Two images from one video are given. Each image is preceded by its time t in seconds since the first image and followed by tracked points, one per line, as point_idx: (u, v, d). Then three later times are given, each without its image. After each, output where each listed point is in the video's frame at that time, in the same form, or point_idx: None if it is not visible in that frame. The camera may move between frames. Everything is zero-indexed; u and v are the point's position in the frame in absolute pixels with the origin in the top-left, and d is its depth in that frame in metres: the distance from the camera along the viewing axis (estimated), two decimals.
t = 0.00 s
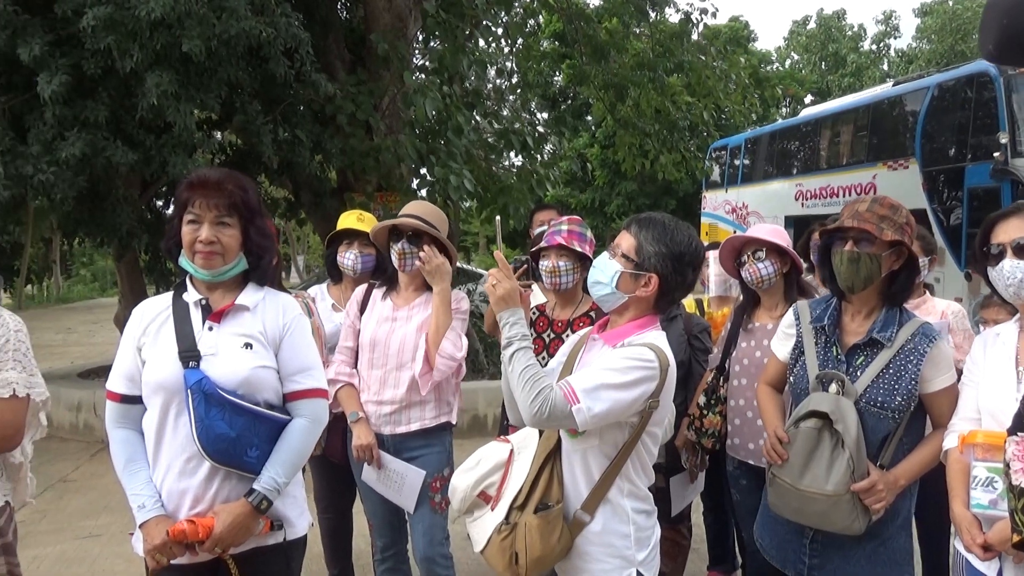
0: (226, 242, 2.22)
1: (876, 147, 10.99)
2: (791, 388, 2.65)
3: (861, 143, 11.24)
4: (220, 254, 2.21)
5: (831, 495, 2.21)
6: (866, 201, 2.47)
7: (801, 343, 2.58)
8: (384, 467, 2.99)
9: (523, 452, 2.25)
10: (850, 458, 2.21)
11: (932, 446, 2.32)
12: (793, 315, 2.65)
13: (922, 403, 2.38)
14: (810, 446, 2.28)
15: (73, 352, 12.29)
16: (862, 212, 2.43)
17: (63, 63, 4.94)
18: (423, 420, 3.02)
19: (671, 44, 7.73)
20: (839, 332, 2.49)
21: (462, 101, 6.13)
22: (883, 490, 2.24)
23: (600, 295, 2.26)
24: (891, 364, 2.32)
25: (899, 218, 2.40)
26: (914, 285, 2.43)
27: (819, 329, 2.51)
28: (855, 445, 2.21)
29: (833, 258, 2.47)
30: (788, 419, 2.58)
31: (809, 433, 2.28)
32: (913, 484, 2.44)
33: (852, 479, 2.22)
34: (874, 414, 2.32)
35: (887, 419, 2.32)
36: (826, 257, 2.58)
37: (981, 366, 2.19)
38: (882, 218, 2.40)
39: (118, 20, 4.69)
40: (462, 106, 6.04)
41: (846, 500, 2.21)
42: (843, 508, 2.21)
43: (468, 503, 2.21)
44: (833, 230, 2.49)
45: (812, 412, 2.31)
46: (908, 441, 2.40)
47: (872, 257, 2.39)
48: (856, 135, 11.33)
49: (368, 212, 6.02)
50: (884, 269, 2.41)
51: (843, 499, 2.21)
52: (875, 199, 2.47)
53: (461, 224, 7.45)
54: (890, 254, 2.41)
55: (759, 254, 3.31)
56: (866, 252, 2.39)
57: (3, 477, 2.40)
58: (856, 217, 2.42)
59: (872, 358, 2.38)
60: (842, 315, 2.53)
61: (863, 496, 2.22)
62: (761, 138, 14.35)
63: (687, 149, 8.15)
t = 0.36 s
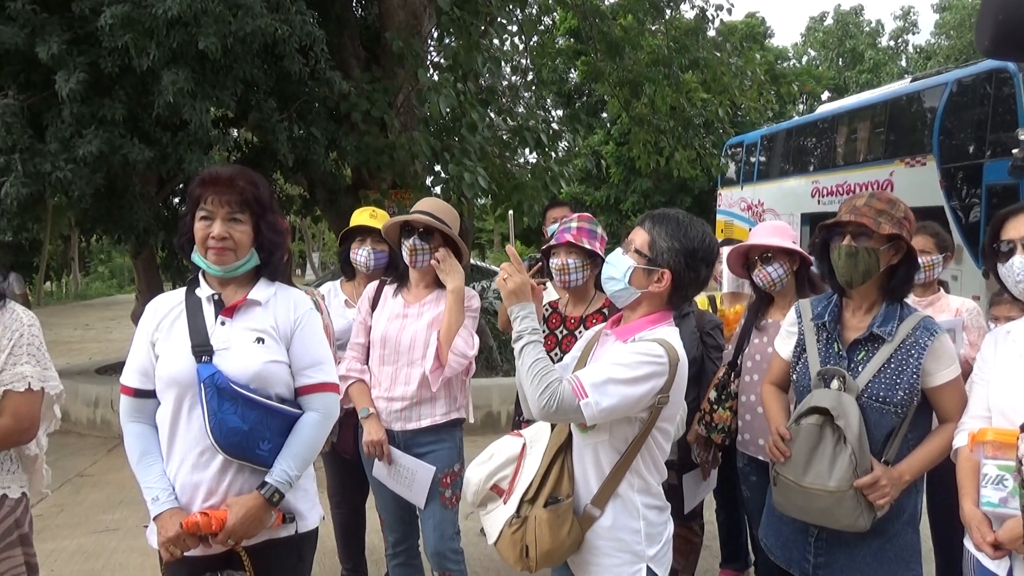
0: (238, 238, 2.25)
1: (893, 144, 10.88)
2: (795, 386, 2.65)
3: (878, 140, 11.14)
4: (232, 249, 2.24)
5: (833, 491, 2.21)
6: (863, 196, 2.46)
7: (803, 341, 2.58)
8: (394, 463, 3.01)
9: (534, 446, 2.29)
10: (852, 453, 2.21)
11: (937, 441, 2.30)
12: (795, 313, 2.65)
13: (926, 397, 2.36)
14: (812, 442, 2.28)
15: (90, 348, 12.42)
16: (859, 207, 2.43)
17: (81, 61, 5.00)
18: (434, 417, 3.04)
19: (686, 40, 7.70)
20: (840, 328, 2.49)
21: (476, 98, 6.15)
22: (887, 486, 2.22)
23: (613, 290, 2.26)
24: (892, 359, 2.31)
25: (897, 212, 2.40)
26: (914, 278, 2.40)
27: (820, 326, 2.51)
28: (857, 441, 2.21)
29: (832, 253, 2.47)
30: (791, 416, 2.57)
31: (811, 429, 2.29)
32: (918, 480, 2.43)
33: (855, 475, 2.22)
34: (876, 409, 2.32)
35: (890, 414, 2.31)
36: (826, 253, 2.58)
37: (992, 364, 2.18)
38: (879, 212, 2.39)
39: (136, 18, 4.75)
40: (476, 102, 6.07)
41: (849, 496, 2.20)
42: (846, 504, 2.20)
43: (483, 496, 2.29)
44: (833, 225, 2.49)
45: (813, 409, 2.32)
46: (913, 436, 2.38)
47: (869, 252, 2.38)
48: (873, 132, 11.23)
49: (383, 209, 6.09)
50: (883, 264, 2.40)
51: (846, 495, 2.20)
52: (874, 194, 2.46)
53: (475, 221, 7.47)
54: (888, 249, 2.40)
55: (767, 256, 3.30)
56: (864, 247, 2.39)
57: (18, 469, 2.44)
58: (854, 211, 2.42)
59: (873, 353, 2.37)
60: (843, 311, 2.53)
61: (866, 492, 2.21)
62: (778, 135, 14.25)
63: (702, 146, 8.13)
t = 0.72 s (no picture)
0: (248, 236, 2.27)
1: (903, 138, 10.81)
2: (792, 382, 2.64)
3: (888, 134, 11.07)
4: (241, 247, 2.26)
5: (833, 483, 2.21)
6: (854, 190, 2.47)
7: (800, 336, 2.57)
8: (402, 461, 3.02)
9: (540, 439, 2.29)
10: (851, 445, 2.20)
11: (937, 432, 2.30)
12: (792, 309, 2.64)
13: (923, 388, 2.36)
14: (811, 434, 2.28)
15: (101, 348, 12.51)
16: (850, 200, 2.44)
17: (90, 63, 5.04)
18: (442, 415, 3.06)
19: (694, 36, 7.68)
20: (836, 322, 2.47)
21: (484, 96, 6.17)
22: (886, 477, 2.22)
23: (620, 289, 2.28)
24: (889, 350, 2.31)
25: (888, 204, 2.40)
26: (907, 268, 2.41)
27: (816, 320, 2.49)
28: (855, 432, 2.21)
29: (825, 246, 2.47)
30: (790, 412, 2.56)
31: (809, 422, 2.28)
32: (918, 473, 2.42)
33: (854, 467, 2.21)
34: (875, 401, 2.31)
35: (888, 405, 2.31)
36: (819, 247, 2.58)
37: (1000, 357, 2.18)
38: (870, 204, 2.40)
39: (144, 19, 4.78)
40: (484, 100, 6.09)
41: (849, 488, 2.20)
42: (846, 496, 2.20)
43: (489, 487, 2.28)
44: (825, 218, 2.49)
45: (811, 401, 2.32)
46: (912, 428, 2.38)
47: (862, 244, 2.38)
48: (883, 126, 11.16)
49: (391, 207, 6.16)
50: (876, 255, 2.40)
51: (846, 487, 2.19)
52: (865, 187, 2.47)
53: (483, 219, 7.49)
54: (880, 240, 2.40)
55: (777, 248, 3.30)
56: (856, 239, 2.39)
57: (29, 464, 2.46)
58: (845, 204, 2.43)
59: (870, 344, 2.37)
60: (839, 305, 2.52)
61: (866, 483, 2.20)
62: (787, 130, 14.17)
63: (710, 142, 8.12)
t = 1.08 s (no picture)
0: (257, 235, 2.28)
1: (913, 133, 10.76)
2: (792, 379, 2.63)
3: (897, 129, 11.01)
4: (251, 245, 2.27)
5: (832, 479, 2.20)
6: (851, 185, 2.47)
7: (799, 333, 2.56)
8: (411, 457, 3.03)
9: (540, 429, 2.32)
10: (850, 439, 2.20)
11: (937, 428, 2.30)
12: (790, 305, 2.63)
13: (922, 383, 2.36)
14: (809, 429, 2.28)
15: (113, 348, 12.59)
16: (847, 195, 2.44)
17: (99, 63, 5.07)
18: (449, 406, 3.07)
19: (702, 32, 7.66)
20: (834, 317, 2.47)
21: (492, 94, 6.18)
22: (886, 472, 2.21)
23: (621, 287, 2.26)
24: (888, 345, 2.30)
25: (885, 198, 2.40)
26: (905, 263, 2.42)
27: (815, 316, 2.48)
28: (854, 427, 2.21)
29: (822, 241, 2.46)
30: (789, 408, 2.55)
31: (807, 417, 2.28)
32: (918, 468, 2.41)
33: (853, 461, 2.20)
34: (873, 396, 2.31)
35: (887, 400, 2.30)
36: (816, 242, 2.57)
37: (1009, 353, 2.17)
38: (867, 198, 2.39)
39: (154, 19, 4.81)
40: (492, 98, 6.11)
41: (849, 483, 2.19)
42: (846, 492, 2.19)
43: (487, 476, 2.31)
44: (822, 214, 2.48)
45: (810, 396, 2.31)
46: (911, 424, 2.38)
47: (859, 238, 2.38)
48: (892, 121, 11.09)
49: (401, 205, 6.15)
50: (874, 250, 2.40)
51: (845, 482, 2.19)
52: (862, 181, 2.47)
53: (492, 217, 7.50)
54: (878, 235, 2.40)
55: (789, 243, 3.28)
56: (854, 233, 2.38)
57: (44, 461, 2.49)
58: (841, 199, 2.43)
59: (868, 339, 2.36)
60: (837, 301, 2.50)
61: (865, 479, 2.20)
62: (796, 126, 14.11)
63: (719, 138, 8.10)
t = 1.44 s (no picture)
0: (264, 231, 2.29)
1: (921, 130, 10.71)
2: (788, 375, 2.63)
3: (906, 126, 10.96)
4: (257, 242, 2.28)
5: (828, 474, 2.20)
6: (849, 178, 2.44)
7: (795, 328, 2.55)
8: (416, 453, 3.03)
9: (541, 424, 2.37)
10: (846, 434, 2.19)
11: (934, 423, 2.29)
12: (787, 301, 2.64)
13: (920, 378, 2.35)
14: (805, 424, 2.28)
15: (122, 343, 12.65)
16: (845, 188, 2.40)
17: (108, 60, 5.09)
18: (451, 398, 3.06)
19: (710, 28, 7.63)
20: (831, 312, 2.47)
21: (500, 91, 6.19)
22: (883, 467, 2.21)
23: (617, 282, 2.27)
24: (884, 339, 2.30)
25: (883, 192, 2.36)
26: (902, 259, 2.38)
27: (811, 311, 2.49)
28: (851, 422, 2.20)
29: (820, 235, 2.43)
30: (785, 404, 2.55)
31: (803, 412, 2.28)
32: (916, 465, 2.40)
33: (850, 456, 2.20)
34: (870, 391, 2.31)
35: (883, 394, 2.30)
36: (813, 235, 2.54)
37: (1016, 350, 2.16)
38: (864, 193, 2.36)
39: (162, 16, 4.83)
40: (499, 95, 6.11)
41: (845, 478, 2.19)
42: (842, 487, 2.19)
43: (493, 471, 2.37)
44: (819, 208, 2.45)
45: (806, 391, 2.32)
46: (909, 420, 2.38)
47: (856, 233, 2.35)
48: (901, 119, 11.04)
49: (408, 202, 6.14)
50: (870, 245, 2.37)
51: (842, 478, 2.19)
52: (860, 175, 2.44)
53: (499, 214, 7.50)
54: (875, 230, 2.37)
55: (798, 239, 3.27)
56: (851, 228, 2.36)
57: (70, 453, 2.51)
58: (839, 193, 2.39)
59: (865, 334, 2.35)
60: (834, 296, 2.50)
61: (862, 474, 2.20)
62: (804, 123, 14.05)
63: (726, 135, 8.08)
